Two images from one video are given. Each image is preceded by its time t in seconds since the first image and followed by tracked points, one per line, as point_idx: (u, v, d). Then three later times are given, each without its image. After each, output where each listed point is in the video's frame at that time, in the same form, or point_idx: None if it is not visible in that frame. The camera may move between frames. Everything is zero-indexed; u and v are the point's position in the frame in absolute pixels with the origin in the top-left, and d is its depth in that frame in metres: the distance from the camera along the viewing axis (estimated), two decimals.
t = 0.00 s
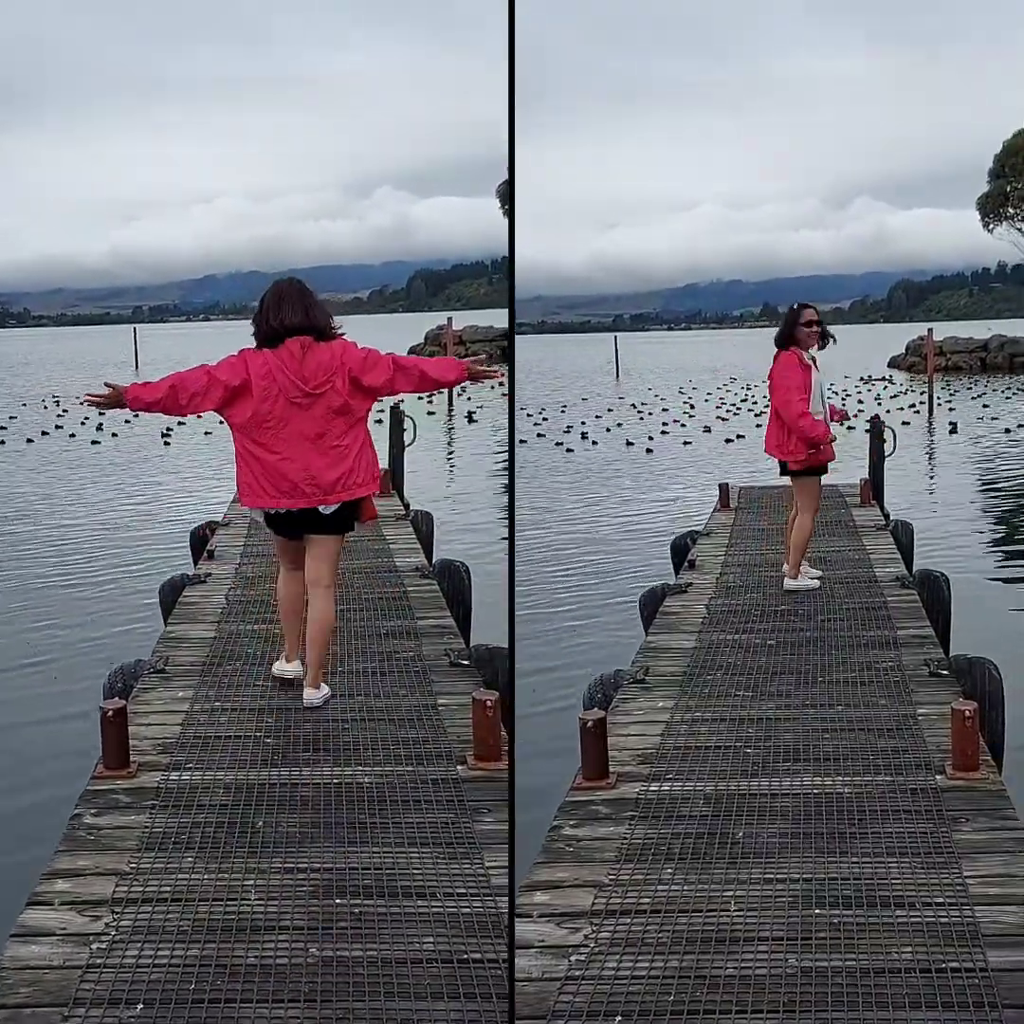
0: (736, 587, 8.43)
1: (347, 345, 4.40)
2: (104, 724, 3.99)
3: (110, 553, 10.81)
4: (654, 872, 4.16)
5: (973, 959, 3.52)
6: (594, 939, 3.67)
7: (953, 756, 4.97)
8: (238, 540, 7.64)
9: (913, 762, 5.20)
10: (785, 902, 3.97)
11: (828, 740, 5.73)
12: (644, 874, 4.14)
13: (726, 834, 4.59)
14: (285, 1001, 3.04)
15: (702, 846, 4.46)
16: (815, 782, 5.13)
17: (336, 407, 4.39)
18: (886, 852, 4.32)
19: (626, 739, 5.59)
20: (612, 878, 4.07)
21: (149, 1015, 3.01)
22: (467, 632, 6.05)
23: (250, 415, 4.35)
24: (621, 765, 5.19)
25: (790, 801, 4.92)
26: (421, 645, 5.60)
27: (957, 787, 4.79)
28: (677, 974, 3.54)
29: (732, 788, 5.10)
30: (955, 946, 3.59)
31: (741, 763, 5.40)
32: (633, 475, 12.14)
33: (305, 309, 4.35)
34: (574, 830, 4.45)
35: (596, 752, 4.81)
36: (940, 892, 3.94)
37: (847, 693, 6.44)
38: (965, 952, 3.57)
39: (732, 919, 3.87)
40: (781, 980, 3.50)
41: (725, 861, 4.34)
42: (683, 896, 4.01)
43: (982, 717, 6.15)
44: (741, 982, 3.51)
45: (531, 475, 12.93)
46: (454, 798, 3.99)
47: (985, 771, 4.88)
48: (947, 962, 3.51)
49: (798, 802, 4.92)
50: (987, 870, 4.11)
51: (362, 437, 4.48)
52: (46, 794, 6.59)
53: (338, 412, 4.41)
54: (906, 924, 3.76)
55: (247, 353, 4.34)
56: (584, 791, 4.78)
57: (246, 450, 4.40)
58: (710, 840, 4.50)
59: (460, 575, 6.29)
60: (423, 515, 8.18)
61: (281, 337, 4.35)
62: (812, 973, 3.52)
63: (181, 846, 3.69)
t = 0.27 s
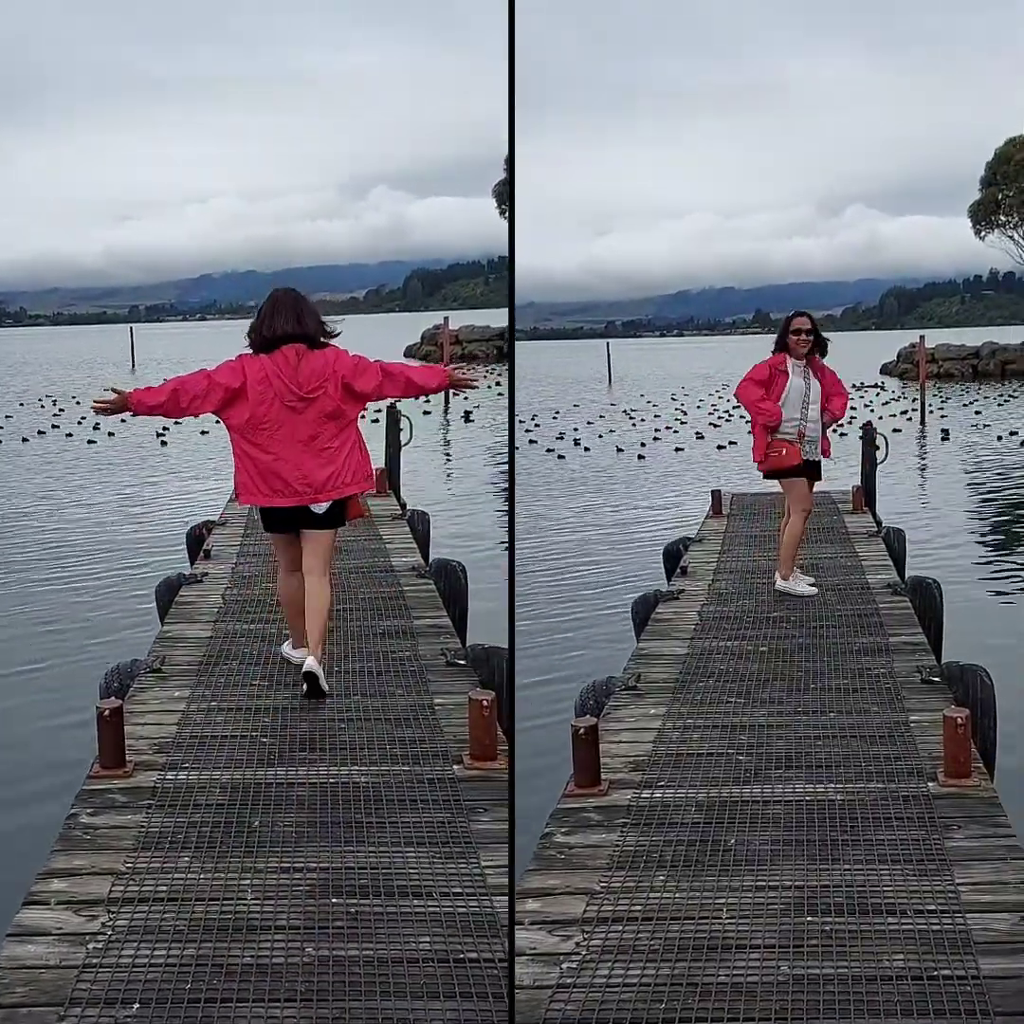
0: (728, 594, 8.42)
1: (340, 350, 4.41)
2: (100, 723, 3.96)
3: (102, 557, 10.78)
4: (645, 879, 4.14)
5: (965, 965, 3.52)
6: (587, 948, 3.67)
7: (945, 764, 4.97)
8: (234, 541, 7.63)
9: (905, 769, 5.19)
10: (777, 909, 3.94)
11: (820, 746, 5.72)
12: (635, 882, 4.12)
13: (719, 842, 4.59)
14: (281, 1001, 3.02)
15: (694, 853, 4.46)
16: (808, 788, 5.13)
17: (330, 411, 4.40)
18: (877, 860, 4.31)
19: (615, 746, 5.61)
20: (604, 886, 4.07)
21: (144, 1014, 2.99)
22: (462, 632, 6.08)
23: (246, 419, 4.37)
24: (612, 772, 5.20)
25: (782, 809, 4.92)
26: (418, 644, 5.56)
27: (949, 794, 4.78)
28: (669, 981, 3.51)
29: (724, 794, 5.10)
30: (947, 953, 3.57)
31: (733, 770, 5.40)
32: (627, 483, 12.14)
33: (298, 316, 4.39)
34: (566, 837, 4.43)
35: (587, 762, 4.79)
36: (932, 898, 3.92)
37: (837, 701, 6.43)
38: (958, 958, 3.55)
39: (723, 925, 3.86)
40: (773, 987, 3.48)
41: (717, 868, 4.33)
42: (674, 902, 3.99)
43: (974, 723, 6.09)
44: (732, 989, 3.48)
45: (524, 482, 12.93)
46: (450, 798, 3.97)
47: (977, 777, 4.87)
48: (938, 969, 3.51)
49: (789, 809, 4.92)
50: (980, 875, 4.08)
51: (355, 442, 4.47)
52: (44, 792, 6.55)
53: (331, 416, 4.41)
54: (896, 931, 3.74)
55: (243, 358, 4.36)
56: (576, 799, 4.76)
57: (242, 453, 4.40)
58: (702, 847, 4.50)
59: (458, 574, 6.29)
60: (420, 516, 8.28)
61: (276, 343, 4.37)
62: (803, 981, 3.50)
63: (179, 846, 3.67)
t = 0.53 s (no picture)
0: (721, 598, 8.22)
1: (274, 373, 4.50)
2: (28, 759, 3.99)
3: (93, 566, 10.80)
4: (640, 885, 3.88)
5: (959, 970, 3.32)
6: (577, 952, 3.48)
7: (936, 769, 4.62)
8: (170, 577, 7.61)
9: (896, 772, 4.79)
10: (769, 913, 3.68)
11: (810, 749, 5.21)
12: (631, 887, 3.88)
13: (713, 847, 4.19)
14: None
15: (687, 858, 4.09)
16: (801, 793, 4.66)
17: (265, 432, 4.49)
18: (868, 864, 3.99)
19: (603, 751, 5.14)
20: (598, 890, 3.83)
21: None
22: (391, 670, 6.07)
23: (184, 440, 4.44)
24: (603, 776, 4.80)
25: (773, 814, 4.47)
26: (350, 680, 5.52)
27: (941, 799, 4.44)
28: (662, 987, 3.34)
29: (719, 798, 4.64)
30: (940, 958, 3.37)
31: (725, 774, 4.91)
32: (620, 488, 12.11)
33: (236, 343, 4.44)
34: (557, 843, 4.16)
35: (580, 765, 4.52)
36: (924, 904, 3.67)
37: (829, 703, 5.87)
38: (950, 964, 3.36)
39: (717, 928, 3.62)
40: (766, 992, 3.29)
41: (712, 872, 3.99)
42: (667, 907, 3.74)
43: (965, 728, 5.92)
44: (723, 994, 3.30)
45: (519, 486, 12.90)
46: (381, 834, 3.96)
47: (971, 783, 4.54)
48: (930, 974, 3.32)
49: (784, 812, 4.49)
50: (974, 881, 3.80)
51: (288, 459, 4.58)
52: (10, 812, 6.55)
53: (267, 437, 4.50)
54: (886, 937, 3.52)
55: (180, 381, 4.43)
56: (567, 803, 4.47)
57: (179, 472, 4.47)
58: (695, 852, 4.13)
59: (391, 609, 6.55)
60: (353, 547, 8.39)
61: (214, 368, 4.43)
62: (795, 986, 3.31)
63: (108, 884, 3.66)
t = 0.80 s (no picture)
0: (714, 601, 8.24)
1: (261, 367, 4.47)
2: (29, 760, 4.00)
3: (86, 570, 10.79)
4: (628, 889, 3.89)
5: (947, 976, 3.34)
6: (566, 959, 3.48)
7: (926, 773, 4.63)
8: (169, 577, 7.62)
9: (885, 778, 4.80)
10: (759, 918, 3.69)
11: (800, 755, 5.21)
12: (617, 891, 3.89)
13: (701, 850, 4.20)
14: None
15: (675, 863, 4.10)
16: (790, 798, 4.67)
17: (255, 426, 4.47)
18: (857, 869, 4.00)
19: (594, 755, 5.15)
20: (585, 896, 3.84)
21: None
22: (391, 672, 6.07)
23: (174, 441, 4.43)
24: (593, 781, 4.82)
25: (763, 819, 4.48)
26: (349, 681, 5.53)
27: (930, 804, 4.45)
28: (650, 993, 3.34)
29: (708, 802, 4.66)
30: (928, 963, 3.40)
31: (716, 778, 4.92)
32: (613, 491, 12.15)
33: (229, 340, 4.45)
34: (546, 848, 4.17)
35: (569, 769, 4.53)
36: (914, 908, 3.69)
37: (819, 708, 5.88)
38: (938, 968, 3.38)
39: (703, 932, 3.63)
40: (754, 997, 3.31)
41: (699, 876, 4.00)
42: (654, 912, 3.75)
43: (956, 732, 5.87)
44: (714, 1000, 3.30)
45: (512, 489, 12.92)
46: (380, 836, 3.97)
47: (959, 788, 4.55)
48: (920, 980, 3.33)
49: (774, 818, 4.49)
50: (963, 887, 3.82)
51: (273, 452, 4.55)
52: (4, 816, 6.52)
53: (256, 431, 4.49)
54: (871, 943, 3.52)
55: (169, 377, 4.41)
56: (556, 809, 4.48)
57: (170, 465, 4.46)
58: (685, 856, 4.14)
59: (389, 612, 6.50)
60: (353, 550, 8.28)
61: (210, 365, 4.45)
62: (784, 991, 3.33)
63: (106, 884, 3.66)
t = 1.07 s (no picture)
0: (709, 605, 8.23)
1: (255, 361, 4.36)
2: (27, 763, 4.00)
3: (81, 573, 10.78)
4: (622, 892, 3.90)
5: (941, 979, 3.35)
6: (559, 962, 3.48)
7: (920, 776, 4.64)
8: (165, 581, 7.62)
9: (879, 780, 4.81)
10: (755, 921, 3.70)
11: (795, 757, 5.22)
12: (611, 894, 3.89)
13: (695, 852, 4.21)
14: None
15: (670, 866, 4.11)
16: (784, 800, 4.68)
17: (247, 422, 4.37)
18: (853, 872, 4.01)
19: (589, 756, 5.16)
20: (579, 898, 3.85)
21: None
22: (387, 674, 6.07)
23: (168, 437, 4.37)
24: (587, 782, 4.83)
25: (757, 822, 4.47)
26: (345, 685, 5.52)
27: (925, 806, 4.46)
28: (643, 996, 3.34)
29: (703, 805, 4.66)
30: (922, 966, 3.41)
31: (710, 780, 4.93)
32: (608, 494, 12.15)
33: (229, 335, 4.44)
34: (539, 850, 4.17)
35: (563, 771, 4.54)
36: (909, 911, 3.70)
37: (813, 711, 5.89)
38: (932, 971, 3.39)
39: (698, 934, 3.63)
40: (749, 1001, 3.31)
41: (695, 879, 4.01)
42: (648, 915, 3.75)
43: (950, 736, 5.87)
44: (707, 1003, 3.31)
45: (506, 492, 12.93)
46: (377, 839, 3.97)
47: (954, 791, 4.55)
48: (914, 983, 3.33)
49: (768, 820, 4.50)
50: (957, 889, 3.83)
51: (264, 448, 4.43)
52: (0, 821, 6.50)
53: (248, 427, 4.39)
54: (864, 948, 3.52)
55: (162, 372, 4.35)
56: (550, 810, 4.47)
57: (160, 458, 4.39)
58: (679, 859, 4.14)
59: (385, 613, 6.50)
60: (351, 553, 8.34)
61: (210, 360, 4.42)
62: (779, 995, 3.33)
63: (104, 888, 3.65)
